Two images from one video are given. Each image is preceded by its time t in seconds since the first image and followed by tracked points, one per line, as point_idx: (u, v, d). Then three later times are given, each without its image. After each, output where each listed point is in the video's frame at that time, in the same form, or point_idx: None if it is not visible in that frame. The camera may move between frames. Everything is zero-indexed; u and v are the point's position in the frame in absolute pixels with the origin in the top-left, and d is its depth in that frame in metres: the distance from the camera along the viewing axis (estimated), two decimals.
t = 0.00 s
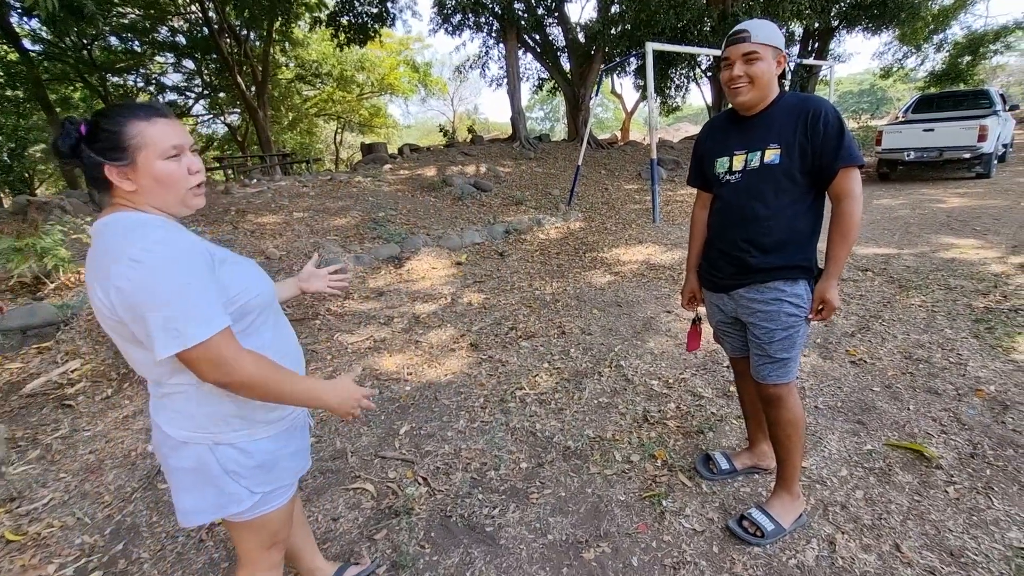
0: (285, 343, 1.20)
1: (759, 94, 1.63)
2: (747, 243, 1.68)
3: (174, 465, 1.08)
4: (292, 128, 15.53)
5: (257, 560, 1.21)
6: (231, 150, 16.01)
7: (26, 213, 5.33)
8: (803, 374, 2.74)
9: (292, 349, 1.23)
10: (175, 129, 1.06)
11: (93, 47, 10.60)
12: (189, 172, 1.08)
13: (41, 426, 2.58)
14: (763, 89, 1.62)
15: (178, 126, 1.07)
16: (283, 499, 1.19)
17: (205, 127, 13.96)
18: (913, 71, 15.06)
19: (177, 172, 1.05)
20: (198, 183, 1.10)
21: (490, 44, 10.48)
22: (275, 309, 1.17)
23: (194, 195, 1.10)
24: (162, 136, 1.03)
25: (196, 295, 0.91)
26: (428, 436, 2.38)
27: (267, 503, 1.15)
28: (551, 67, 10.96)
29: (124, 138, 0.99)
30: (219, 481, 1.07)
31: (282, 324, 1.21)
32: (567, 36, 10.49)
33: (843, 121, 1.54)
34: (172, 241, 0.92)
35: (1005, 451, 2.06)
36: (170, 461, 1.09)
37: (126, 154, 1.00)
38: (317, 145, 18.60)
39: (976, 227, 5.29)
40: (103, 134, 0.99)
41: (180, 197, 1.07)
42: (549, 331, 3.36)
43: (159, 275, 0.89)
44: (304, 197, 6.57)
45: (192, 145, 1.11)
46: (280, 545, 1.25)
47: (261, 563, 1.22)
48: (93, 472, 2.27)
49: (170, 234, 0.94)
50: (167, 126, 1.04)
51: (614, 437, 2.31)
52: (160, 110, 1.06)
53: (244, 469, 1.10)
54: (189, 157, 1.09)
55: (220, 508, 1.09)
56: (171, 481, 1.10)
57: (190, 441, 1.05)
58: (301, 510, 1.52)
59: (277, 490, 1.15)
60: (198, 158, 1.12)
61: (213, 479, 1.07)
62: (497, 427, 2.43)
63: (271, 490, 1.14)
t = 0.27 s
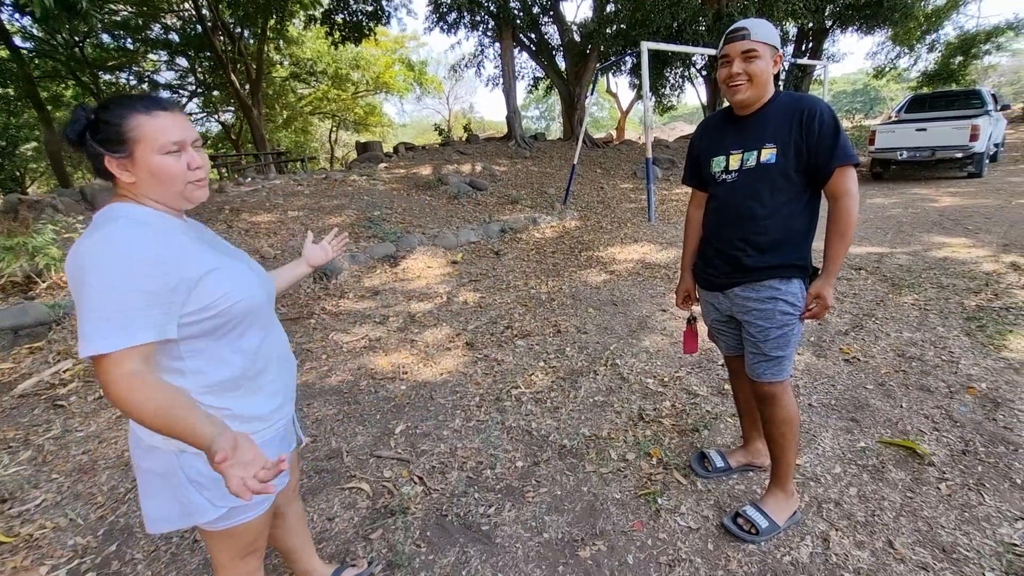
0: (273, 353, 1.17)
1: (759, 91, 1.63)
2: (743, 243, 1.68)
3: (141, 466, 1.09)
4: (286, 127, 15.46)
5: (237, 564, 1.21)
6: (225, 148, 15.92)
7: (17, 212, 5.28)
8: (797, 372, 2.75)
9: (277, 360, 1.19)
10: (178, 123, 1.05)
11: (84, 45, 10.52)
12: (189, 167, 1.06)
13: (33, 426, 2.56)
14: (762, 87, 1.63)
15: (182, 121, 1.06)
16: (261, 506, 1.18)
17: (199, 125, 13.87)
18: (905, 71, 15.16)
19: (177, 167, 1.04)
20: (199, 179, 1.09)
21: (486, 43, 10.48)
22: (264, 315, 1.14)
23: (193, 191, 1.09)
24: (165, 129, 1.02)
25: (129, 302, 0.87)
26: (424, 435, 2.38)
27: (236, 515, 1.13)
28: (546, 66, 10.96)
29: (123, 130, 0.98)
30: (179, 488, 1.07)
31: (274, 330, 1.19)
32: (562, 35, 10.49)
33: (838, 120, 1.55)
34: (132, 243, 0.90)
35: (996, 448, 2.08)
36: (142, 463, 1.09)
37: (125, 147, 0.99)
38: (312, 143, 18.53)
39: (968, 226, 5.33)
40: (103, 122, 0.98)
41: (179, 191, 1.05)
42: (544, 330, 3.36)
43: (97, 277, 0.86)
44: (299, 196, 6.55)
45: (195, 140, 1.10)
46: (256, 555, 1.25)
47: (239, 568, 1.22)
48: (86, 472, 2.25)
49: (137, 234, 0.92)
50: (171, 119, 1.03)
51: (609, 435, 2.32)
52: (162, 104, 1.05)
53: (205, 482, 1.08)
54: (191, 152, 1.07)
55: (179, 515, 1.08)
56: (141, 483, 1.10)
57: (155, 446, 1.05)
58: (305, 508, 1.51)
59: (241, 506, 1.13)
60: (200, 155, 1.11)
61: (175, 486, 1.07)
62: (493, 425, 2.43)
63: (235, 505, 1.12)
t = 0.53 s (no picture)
0: (264, 358, 1.15)
1: (757, 92, 1.64)
2: (740, 241, 1.69)
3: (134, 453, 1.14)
4: (282, 125, 15.41)
5: (232, 561, 1.22)
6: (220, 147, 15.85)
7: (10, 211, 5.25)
8: (793, 370, 2.77)
9: (269, 366, 1.16)
10: (186, 130, 1.03)
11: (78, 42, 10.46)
12: (184, 175, 1.03)
13: (27, 426, 2.55)
14: (758, 89, 1.63)
15: (193, 128, 1.05)
16: (250, 508, 1.17)
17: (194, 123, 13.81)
18: (900, 71, 15.24)
19: (170, 172, 1.02)
20: (195, 189, 1.05)
21: (482, 42, 10.47)
22: (256, 319, 1.12)
23: (190, 197, 1.05)
24: (166, 134, 1.00)
25: (85, 298, 0.87)
26: (421, 434, 2.38)
27: (214, 514, 1.13)
28: (543, 64, 10.96)
29: (129, 128, 0.99)
30: (159, 480, 1.10)
31: (269, 334, 1.17)
32: (559, 34, 10.49)
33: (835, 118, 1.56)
34: (110, 240, 0.91)
35: (990, 445, 2.10)
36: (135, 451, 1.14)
37: (128, 144, 1.01)
38: (308, 141, 18.49)
39: (962, 225, 5.37)
40: (115, 119, 1.00)
41: (171, 196, 1.03)
42: (541, 329, 3.36)
43: (64, 267, 0.88)
44: (295, 195, 6.53)
45: (205, 150, 1.08)
46: (247, 556, 1.25)
47: (231, 567, 1.23)
48: (81, 472, 2.24)
49: (119, 231, 0.93)
50: (177, 125, 1.02)
51: (607, 433, 2.32)
52: (181, 109, 1.04)
53: (181, 478, 1.09)
54: (192, 161, 1.05)
55: (158, 506, 1.11)
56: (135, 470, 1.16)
57: (142, 437, 1.08)
58: (312, 507, 1.51)
59: (214, 509, 1.12)
60: (207, 164, 1.09)
61: (156, 478, 1.10)
62: (491, 424, 2.43)
63: (210, 506, 1.11)
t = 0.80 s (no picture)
0: (266, 353, 1.15)
1: (751, 92, 1.65)
2: (736, 240, 1.70)
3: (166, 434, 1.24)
4: (278, 126, 15.36)
5: (241, 554, 1.25)
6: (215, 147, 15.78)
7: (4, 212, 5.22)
8: (790, 369, 2.78)
9: (272, 362, 1.16)
10: (189, 128, 1.08)
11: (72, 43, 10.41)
12: (189, 172, 1.08)
13: (23, 429, 2.54)
14: (752, 89, 1.64)
15: (197, 127, 1.09)
16: (254, 500, 1.19)
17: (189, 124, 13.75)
18: (895, 70, 15.31)
19: (176, 170, 1.07)
20: (201, 184, 1.09)
21: (479, 42, 10.46)
22: (257, 315, 1.12)
23: (195, 192, 1.09)
24: (170, 134, 1.05)
25: (83, 292, 0.97)
26: (420, 434, 2.39)
27: (219, 502, 1.17)
28: (539, 64, 10.97)
29: (139, 131, 1.05)
30: (177, 462, 1.17)
31: (275, 330, 1.17)
32: (555, 34, 10.49)
33: (830, 118, 1.57)
34: (111, 239, 0.99)
35: (984, 442, 2.11)
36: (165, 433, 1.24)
37: (141, 147, 1.07)
38: (304, 142, 18.44)
39: (957, 224, 5.40)
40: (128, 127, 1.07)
41: (179, 195, 1.08)
42: (539, 328, 3.37)
43: (77, 262, 0.97)
44: (291, 196, 6.52)
45: (211, 146, 1.12)
46: (258, 547, 1.28)
47: (239, 561, 1.26)
48: (78, 475, 2.24)
49: (122, 231, 1.00)
50: (179, 125, 1.06)
51: (605, 433, 2.33)
52: (184, 110, 1.09)
53: (193, 463, 1.15)
54: (197, 157, 1.09)
55: (181, 483, 1.20)
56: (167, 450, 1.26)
57: (162, 420, 1.16)
58: (314, 502, 1.53)
59: (219, 496, 1.16)
60: (214, 161, 1.12)
61: (176, 458, 1.18)
62: (489, 424, 2.44)
63: (214, 493, 1.15)
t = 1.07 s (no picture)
0: (263, 354, 1.16)
1: (743, 93, 1.65)
2: (733, 239, 1.71)
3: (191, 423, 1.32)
4: (276, 127, 15.34)
5: (251, 551, 1.25)
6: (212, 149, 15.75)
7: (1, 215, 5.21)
8: (788, 367, 2.79)
9: (271, 362, 1.18)
10: (199, 130, 1.10)
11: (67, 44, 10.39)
12: (199, 173, 1.10)
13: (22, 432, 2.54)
14: (741, 90, 1.64)
15: (207, 128, 1.12)
16: (254, 496, 1.20)
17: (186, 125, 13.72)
18: (891, 68, 15.34)
19: (187, 172, 1.10)
20: (211, 185, 1.11)
21: (476, 42, 10.46)
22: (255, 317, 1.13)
23: (204, 193, 1.11)
24: (181, 137, 1.09)
25: (104, 291, 1.05)
26: (420, 435, 2.39)
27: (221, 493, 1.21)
28: (537, 64, 10.97)
29: (155, 136, 1.10)
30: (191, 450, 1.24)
31: (274, 332, 1.17)
32: (552, 33, 10.49)
33: (826, 116, 1.57)
34: (126, 242, 1.05)
35: (982, 438, 2.12)
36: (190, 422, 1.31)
37: (157, 150, 1.12)
38: (302, 143, 18.41)
39: (954, 221, 5.41)
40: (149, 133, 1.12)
41: (192, 197, 1.11)
42: (538, 328, 3.37)
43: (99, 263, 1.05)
44: (289, 197, 6.52)
45: (221, 148, 1.14)
46: (267, 546, 1.27)
47: (250, 557, 1.25)
48: (77, 478, 2.24)
49: (137, 235, 1.06)
50: (189, 128, 1.10)
51: (604, 432, 2.34)
52: (198, 113, 1.12)
53: (201, 453, 1.21)
54: (206, 159, 1.11)
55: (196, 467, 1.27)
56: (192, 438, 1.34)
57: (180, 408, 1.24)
58: (320, 498, 1.55)
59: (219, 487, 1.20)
60: (225, 162, 1.14)
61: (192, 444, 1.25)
62: (488, 425, 2.44)
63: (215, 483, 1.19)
